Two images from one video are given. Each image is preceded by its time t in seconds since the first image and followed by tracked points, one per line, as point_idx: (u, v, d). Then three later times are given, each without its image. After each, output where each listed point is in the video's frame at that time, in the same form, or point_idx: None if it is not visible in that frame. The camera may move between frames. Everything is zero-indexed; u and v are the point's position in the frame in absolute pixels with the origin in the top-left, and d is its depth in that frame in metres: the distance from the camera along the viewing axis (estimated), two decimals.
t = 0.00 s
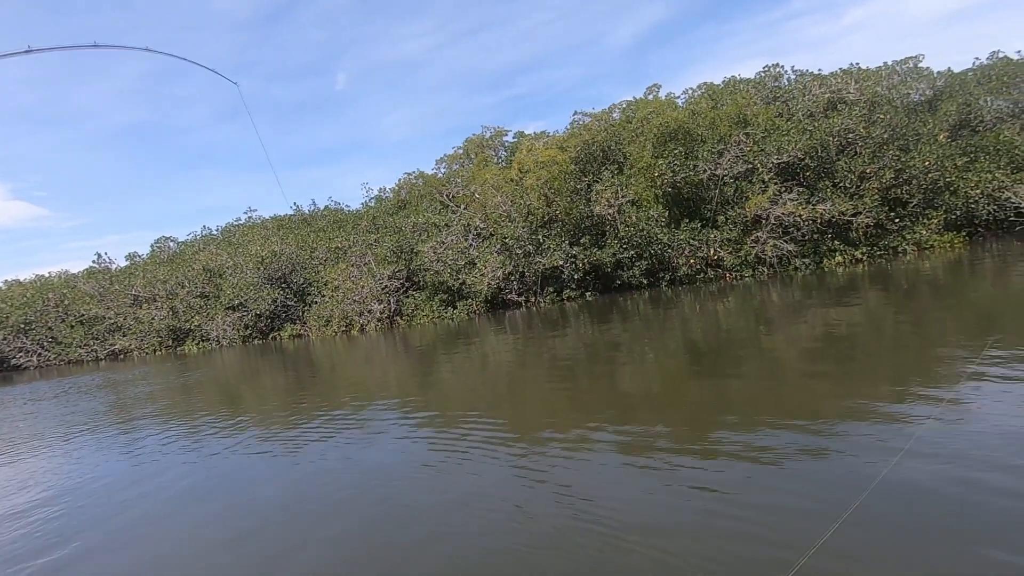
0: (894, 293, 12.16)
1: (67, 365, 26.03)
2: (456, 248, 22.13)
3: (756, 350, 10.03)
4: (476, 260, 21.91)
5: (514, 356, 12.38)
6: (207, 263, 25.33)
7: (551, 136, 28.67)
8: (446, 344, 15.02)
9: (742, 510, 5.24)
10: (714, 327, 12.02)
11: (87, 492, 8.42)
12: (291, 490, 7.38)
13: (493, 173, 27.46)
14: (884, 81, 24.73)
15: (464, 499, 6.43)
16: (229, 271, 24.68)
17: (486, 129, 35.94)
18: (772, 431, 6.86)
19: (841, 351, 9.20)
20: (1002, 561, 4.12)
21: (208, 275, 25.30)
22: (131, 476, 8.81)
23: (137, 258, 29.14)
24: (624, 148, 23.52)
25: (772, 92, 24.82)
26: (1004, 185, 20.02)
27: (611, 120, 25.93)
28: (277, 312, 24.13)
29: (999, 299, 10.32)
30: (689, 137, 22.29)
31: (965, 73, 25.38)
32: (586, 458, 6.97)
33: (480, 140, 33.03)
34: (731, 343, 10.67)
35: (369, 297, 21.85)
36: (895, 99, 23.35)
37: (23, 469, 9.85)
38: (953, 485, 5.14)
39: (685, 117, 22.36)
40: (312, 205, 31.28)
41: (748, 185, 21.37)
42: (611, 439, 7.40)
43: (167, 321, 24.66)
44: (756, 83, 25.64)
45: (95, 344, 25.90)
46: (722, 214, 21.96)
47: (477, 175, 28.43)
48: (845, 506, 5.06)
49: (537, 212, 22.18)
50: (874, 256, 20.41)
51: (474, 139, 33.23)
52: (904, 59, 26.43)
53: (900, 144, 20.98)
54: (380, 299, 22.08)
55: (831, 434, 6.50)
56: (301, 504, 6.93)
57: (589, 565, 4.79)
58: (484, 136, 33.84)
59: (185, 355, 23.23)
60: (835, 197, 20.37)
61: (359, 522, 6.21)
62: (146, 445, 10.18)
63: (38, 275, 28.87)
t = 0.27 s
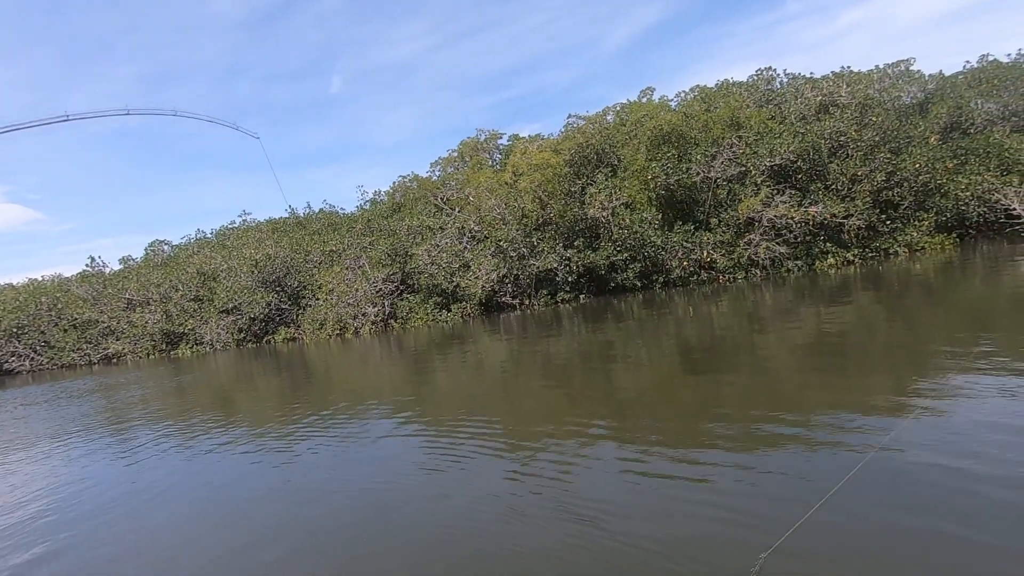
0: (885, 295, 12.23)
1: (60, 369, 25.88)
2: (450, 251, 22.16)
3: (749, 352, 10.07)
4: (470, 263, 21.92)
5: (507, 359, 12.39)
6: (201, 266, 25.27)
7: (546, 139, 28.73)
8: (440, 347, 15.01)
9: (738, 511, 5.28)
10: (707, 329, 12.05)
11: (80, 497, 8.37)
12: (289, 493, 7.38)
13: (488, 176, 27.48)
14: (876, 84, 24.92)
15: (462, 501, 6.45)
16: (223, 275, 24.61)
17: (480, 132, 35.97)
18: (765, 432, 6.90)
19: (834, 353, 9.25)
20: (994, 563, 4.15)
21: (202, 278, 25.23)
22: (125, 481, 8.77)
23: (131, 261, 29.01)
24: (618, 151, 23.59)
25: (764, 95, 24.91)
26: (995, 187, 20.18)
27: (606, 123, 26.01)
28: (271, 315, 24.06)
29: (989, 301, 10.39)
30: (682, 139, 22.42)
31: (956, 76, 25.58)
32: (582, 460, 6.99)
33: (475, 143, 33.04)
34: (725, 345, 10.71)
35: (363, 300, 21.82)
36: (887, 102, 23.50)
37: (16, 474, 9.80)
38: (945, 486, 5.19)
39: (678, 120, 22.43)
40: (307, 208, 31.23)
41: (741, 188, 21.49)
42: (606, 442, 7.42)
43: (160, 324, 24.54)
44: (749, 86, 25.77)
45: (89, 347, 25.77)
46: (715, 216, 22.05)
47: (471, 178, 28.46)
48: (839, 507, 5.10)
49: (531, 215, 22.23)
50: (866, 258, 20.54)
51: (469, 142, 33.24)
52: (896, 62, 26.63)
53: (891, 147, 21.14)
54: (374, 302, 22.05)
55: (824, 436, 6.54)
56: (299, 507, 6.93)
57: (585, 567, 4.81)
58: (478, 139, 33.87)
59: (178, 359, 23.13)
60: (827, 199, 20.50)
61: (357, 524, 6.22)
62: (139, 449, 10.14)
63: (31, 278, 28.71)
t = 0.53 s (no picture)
0: (878, 297, 12.29)
1: (53, 375, 25.73)
2: (445, 255, 22.16)
3: (743, 355, 10.09)
4: (465, 267, 21.91)
5: (501, 363, 12.37)
6: (195, 271, 25.25)
7: (540, 142, 28.82)
8: (434, 351, 15.00)
9: (737, 511, 5.27)
10: (701, 332, 12.08)
11: (73, 504, 8.30)
12: (286, 498, 7.34)
13: (483, 180, 27.54)
14: (868, 87, 25.08)
15: (460, 505, 6.41)
16: (217, 279, 24.55)
17: (475, 136, 36.04)
18: (761, 434, 6.91)
19: (828, 354, 9.28)
20: (993, 562, 4.15)
21: (196, 283, 25.18)
22: (117, 487, 8.71)
23: (125, 267, 28.90)
24: (612, 155, 23.66)
25: (757, 99, 25.01)
26: (985, 189, 20.33)
27: (599, 127, 26.11)
28: (265, 320, 24.00)
29: (980, 302, 10.45)
30: (676, 143, 22.39)
31: (947, 80, 25.76)
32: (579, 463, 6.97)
33: (469, 147, 33.09)
34: (719, 348, 10.72)
35: (358, 305, 21.79)
36: (878, 105, 23.66)
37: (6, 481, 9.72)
38: (941, 486, 5.18)
39: (671, 124, 22.45)
40: (301, 212, 31.19)
41: (734, 191, 21.61)
42: (602, 445, 7.41)
43: (154, 329, 24.44)
44: (742, 90, 25.88)
45: (82, 353, 25.63)
46: (708, 219, 22.14)
47: (466, 182, 28.50)
48: (837, 507, 5.09)
49: (525, 218, 22.29)
50: (858, 260, 20.63)
51: (463, 145, 33.30)
52: (887, 66, 26.83)
53: (883, 150, 21.27)
54: (369, 306, 22.02)
55: (819, 437, 6.55)
56: (296, 512, 6.89)
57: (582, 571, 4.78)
58: (473, 143, 33.93)
59: (172, 364, 23.03)
60: (819, 202, 20.63)
61: (355, 529, 6.18)
62: (132, 455, 10.07)
63: (24, 284, 28.57)
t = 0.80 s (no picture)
0: (875, 299, 12.31)
1: (52, 378, 25.72)
2: (443, 258, 22.17)
3: (740, 357, 10.12)
4: (463, 269, 21.93)
5: (499, 365, 12.39)
6: (194, 275, 25.34)
7: (538, 145, 28.87)
8: (433, 353, 15.01)
9: (739, 516, 5.26)
10: (699, 334, 12.08)
11: (70, 508, 8.28)
12: (286, 502, 7.33)
13: (481, 182, 27.59)
14: (865, 90, 25.16)
15: (461, 509, 6.41)
16: (216, 283, 24.58)
17: (473, 139, 36.08)
18: (760, 436, 6.91)
19: (826, 357, 9.28)
20: (991, 566, 4.15)
21: (195, 286, 25.22)
22: (116, 490, 8.72)
23: (124, 270, 28.93)
24: (610, 157, 23.70)
25: (754, 101, 25.05)
26: (982, 191, 20.39)
27: (597, 130, 26.16)
28: (264, 323, 24.01)
29: (977, 304, 10.48)
30: (672, 146, 22.36)
31: (944, 82, 25.83)
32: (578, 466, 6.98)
33: (467, 150, 33.14)
34: (716, 350, 10.76)
35: (356, 308, 21.81)
36: (875, 108, 23.73)
37: (5, 484, 9.73)
38: (939, 490, 5.18)
39: (667, 126, 22.32)
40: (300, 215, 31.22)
41: (731, 194, 21.54)
42: (600, 447, 7.42)
43: (153, 333, 24.44)
44: (739, 92, 25.88)
45: (80, 356, 25.63)
46: (705, 222, 22.17)
47: (464, 185, 28.56)
48: (839, 511, 5.07)
49: (523, 221, 22.34)
50: (855, 262, 20.65)
51: (461, 148, 33.34)
52: (884, 68, 26.90)
53: (880, 152, 21.34)
54: (367, 309, 22.03)
55: (817, 440, 6.56)
56: (296, 516, 6.86)
57: None
58: (471, 146, 33.97)
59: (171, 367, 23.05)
60: (816, 205, 20.63)
61: (356, 534, 6.17)
62: (131, 458, 10.09)
63: (22, 287, 28.55)
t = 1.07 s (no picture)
0: (876, 299, 12.28)
1: (55, 378, 25.83)
2: (444, 259, 22.21)
3: (740, 357, 10.12)
4: (464, 270, 21.94)
5: (499, 366, 12.43)
6: (197, 275, 25.42)
7: (539, 146, 28.90)
8: (433, 354, 15.00)
9: (742, 516, 5.24)
10: (700, 335, 12.06)
11: (73, 508, 8.29)
12: (289, 502, 7.34)
13: (482, 183, 27.62)
14: (867, 91, 25.14)
15: (464, 508, 6.41)
16: (218, 283, 24.65)
17: (475, 140, 36.11)
18: (761, 437, 6.90)
19: (828, 357, 9.27)
20: (997, 564, 4.14)
21: (198, 286, 25.30)
22: (120, 489, 8.78)
23: (127, 271, 29.04)
24: (611, 158, 23.75)
25: (756, 102, 24.94)
26: (984, 192, 20.36)
27: (598, 131, 26.16)
28: (266, 324, 24.07)
29: (979, 305, 10.46)
30: (673, 146, 22.41)
31: (947, 82, 25.75)
32: (580, 466, 6.97)
33: (469, 151, 33.20)
34: (716, 351, 10.76)
35: (358, 308, 21.84)
36: (877, 108, 23.70)
37: (10, 483, 9.81)
38: (942, 489, 5.16)
39: (668, 127, 22.38)
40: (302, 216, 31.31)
41: (732, 195, 21.51)
42: (600, 447, 7.43)
43: (156, 333, 24.53)
44: (741, 93, 25.73)
45: (84, 357, 25.74)
46: (706, 223, 22.15)
47: (466, 186, 28.60)
48: (843, 510, 5.05)
49: (524, 221, 22.27)
50: (856, 263, 20.61)
51: (463, 149, 33.39)
52: (887, 69, 26.84)
53: (882, 153, 21.32)
54: (368, 309, 22.08)
55: (819, 439, 6.55)
56: (299, 515, 6.87)
57: None
58: (473, 147, 34.01)
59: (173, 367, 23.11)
60: (817, 205, 20.59)
61: (359, 533, 6.18)
62: (134, 457, 10.15)
63: (26, 288, 28.69)
